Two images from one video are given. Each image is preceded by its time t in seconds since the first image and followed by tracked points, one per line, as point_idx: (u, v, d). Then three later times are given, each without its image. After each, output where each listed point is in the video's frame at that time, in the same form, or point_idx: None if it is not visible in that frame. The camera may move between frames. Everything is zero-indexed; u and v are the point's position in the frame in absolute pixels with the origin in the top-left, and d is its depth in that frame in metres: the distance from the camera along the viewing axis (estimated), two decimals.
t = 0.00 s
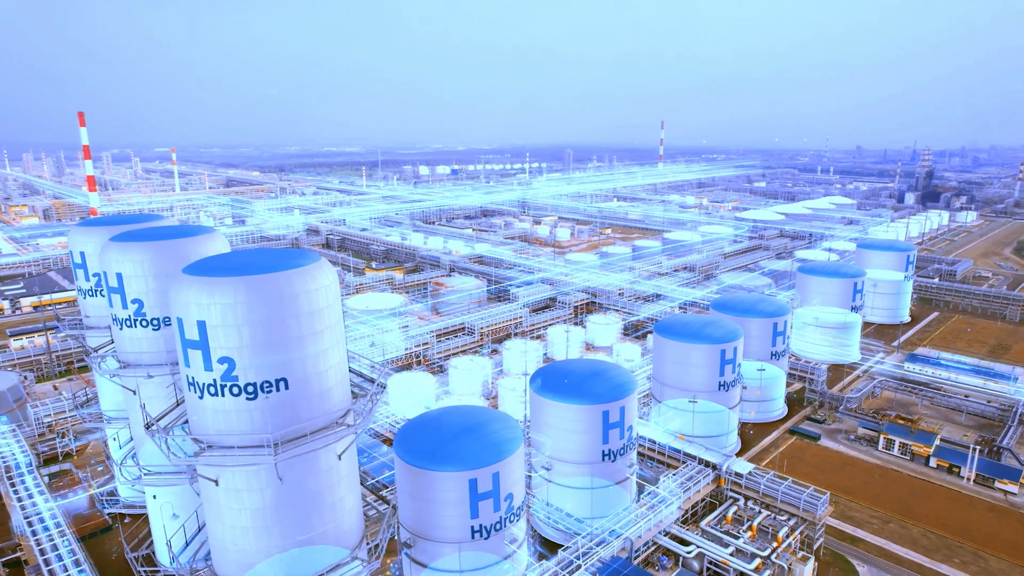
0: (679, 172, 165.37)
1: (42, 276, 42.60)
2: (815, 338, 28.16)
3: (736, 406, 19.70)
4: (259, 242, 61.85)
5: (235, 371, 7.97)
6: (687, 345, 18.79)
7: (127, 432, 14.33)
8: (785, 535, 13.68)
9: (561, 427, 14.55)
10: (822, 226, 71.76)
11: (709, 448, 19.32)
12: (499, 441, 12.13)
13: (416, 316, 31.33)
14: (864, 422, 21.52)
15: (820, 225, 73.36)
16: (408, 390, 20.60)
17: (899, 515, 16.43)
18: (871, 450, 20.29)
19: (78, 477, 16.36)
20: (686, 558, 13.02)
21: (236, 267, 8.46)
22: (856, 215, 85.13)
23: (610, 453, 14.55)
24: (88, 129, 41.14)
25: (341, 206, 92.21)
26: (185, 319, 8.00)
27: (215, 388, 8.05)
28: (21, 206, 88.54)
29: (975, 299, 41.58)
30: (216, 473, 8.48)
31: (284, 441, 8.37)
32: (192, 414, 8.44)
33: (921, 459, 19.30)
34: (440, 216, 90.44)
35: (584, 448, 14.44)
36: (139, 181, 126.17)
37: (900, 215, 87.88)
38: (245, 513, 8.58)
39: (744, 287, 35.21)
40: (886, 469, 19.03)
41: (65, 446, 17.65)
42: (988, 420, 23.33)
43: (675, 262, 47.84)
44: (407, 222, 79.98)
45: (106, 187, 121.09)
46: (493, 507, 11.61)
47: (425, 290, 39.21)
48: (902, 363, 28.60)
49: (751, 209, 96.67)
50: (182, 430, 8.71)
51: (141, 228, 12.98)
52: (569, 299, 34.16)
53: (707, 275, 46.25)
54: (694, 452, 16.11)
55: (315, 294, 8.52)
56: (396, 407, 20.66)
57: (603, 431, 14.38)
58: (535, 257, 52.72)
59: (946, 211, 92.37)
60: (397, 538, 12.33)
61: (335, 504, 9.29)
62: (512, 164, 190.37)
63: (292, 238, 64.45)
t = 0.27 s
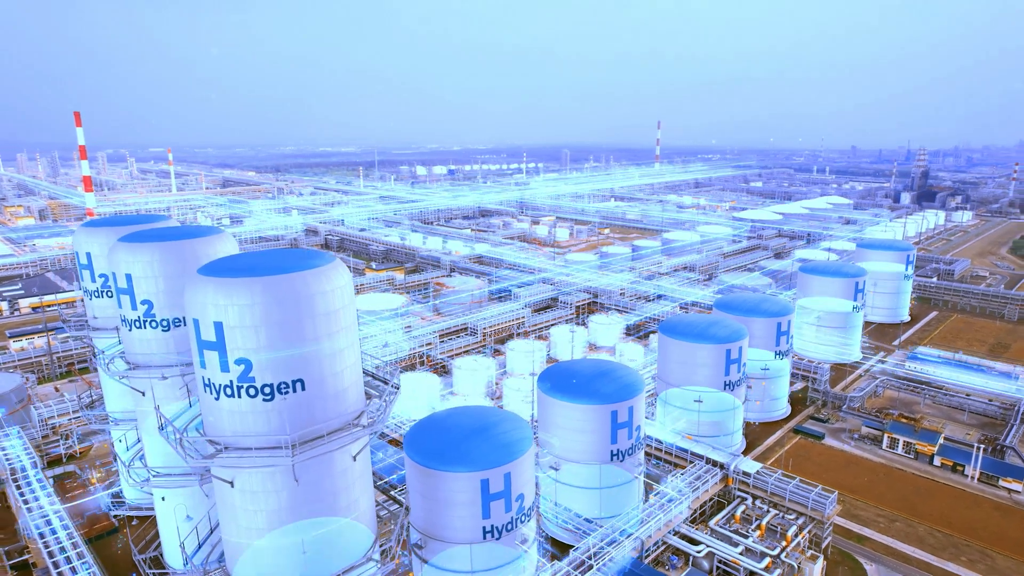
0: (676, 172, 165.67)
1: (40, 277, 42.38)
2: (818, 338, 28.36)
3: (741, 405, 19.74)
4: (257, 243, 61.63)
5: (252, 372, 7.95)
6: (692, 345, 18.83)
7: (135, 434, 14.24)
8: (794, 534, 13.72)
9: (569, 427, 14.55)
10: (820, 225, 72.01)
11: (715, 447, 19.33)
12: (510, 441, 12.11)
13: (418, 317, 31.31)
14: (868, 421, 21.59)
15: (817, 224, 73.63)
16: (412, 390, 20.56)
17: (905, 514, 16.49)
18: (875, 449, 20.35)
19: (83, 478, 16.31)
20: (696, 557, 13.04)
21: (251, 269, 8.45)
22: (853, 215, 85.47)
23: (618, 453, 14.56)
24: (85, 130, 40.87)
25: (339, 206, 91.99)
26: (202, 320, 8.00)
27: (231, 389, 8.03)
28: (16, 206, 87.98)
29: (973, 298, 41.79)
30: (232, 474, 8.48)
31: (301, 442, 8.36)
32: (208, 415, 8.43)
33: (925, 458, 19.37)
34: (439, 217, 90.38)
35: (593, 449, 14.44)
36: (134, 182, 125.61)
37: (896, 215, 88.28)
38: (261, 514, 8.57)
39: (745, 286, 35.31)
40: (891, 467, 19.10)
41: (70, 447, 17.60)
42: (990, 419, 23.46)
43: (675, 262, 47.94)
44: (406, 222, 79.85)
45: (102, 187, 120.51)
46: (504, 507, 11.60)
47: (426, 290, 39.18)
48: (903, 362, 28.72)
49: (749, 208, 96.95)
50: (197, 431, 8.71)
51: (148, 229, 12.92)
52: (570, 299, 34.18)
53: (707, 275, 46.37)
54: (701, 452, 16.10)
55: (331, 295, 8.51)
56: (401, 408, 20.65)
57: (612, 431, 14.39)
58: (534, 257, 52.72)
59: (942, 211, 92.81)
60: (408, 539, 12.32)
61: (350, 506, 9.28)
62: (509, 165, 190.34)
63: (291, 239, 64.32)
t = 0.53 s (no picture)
0: (673, 172, 165.97)
1: (37, 278, 42.13)
2: (820, 338, 28.56)
3: (744, 405, 19.72)
4: (256, 243, 61.44)
5: (264, 373, 7.93)
6: (696, 345, 18.83)
7: (140, 435, 14.16)
8: (800, 533, 13.75)
9: (575, 427, 14.55)
10: (818, 225, 72.23)
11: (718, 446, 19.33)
12: (518, 441, 12.10)
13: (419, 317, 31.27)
14: (869, 420, 21.67)
15: (815, 224, 73.86)
16: (416, 390, 20.56)
17: (909, 512, 16.56)
18: (878, 448, 20.42)
19: (87, 480, 16.24)
20: (703, 557, 13.07)
21: (262, 269, 8.42)
22: (851, 215, 85.75)
23: (625, 453, 14.57)
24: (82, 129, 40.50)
25: (336, 206, 91.80)
26: (215, 321, 7.97)
27: (244, 390, 8.00)
28: (11, 206, 87.42)
29: (972, 298, 41.97)
30: (244, 475, 8.45)
31: (313, 443, 8.33)
32: (219, 417, 8.41)
33: (927, 457, 19.45)
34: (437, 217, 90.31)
35: (599, 448, 14.45)
36: (130, 182, 125.10)
37: (893, 215, 88.61)
38: (273, 516, 8.55)
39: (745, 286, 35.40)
40: (893, 466, 19.18)
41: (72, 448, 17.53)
42: (991, 417, 23.55)
43: (674, 261, 48.03)
44: (404, 222, 79.74)
45: (98, 187, 119.92)
46: (513, 507, 11.59)
47: (426, 290, 39.12)
48: (903, 361, 28.83)
49: (746, 208, 97.17)
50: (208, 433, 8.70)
51: (153, 229, 12.87)
52: (571, 299, 34.19)
53: (706, 274, 46.48)
54: (706, 451, 16.12)
55: (342, 295, 8.48)
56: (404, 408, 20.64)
57: (618, 431, 14.39)
58: (533, 257, 52.71)
59: (938, 211, 93.21)
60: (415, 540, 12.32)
61: (362, 507, 9.27)
62: (506, 164, 190.35)
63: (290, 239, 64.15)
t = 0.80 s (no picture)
0: (670, 172, 166.28)
1: (34, 279, 41.86)
2: (820, 338, 28.69)
3: (747, 404, 19.72)
4: (254, 244, 61.26)
5: (278, 374, 7.90)
6: (699, 344, 18.84)
7: (145, 437, 14.07)
8: (807, 532, 13.78)
9: (581, 427, 14.56)
10: (815, 225, 72.48)
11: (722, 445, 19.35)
12: (526, 441, 12.10)
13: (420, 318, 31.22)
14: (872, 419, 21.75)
15: (812, 224, 74.15)
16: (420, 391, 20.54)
17: (913, 511, 16.62)
18: (880, 447, 20.48)
19: (90, 483, 16.15)
20: (711, 556, 13.10)
21: (275, 270, 8.39)
22: (847, 215, 86.09)
23: (631, 453, 14.57)
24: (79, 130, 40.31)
25: (334, 207, 91.59)
26: (228, 322, 7.95)
27: (257, 391, 7.97)
28: (6, 207, 86.85)
29: (969, 297, 42.18)
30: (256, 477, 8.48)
31: (327, 445, 8.30)
32: (232, 418, 8.38)
33: (930, 455, 19.53)
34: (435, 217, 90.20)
35: (606, 449, 14.45)
36: (126, 183, 124.51)
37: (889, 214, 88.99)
38: (286, 517, 8.60)
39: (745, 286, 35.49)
40: (896, 465, 19.25)
41: (75, 450, 17.46)
42: (991, 416, 23.66)
43: (674, 261, 48.12)
44: (402, 222, 79.63)
45: (93, 188, 119.28)
46: (522, 508, 11.58)
47: (427, 291, 39.06)
48: (903, 360, 28.93)
49: (744, 208, 97.42)
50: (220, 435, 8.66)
51: (159, 230, 12.82)
52: (572, 299, 34.19)
53: (705, 274, 46.59)
54: (712, 451, 16.14)
55: (355, 296, 8.46)
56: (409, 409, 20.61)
57: (625, 431, 14.39)
58: (532, 257, 52.70)
59: (934, 211, 93.66)
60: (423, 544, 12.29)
61: (376, 506, 9.25)
62: (503, 165, 190.37)
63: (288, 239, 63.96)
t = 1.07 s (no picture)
0: (667, 172, 166.56)
1: (32, 280, 41.70)
2: (820, 337, 28.80)
3: (750, 404, 19.75)
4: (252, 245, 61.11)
5: (290, 375, 7.88)
6: (703, 344, 18.86)
7: (150, 438, 14.01)
8: (812, 531, 13.83)
9: (586, 427, 14.57)
10: (812, 225, 72.71)
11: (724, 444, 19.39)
12: (534, 441, 12.10)
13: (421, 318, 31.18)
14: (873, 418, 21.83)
15: (809, 223, 74.40)
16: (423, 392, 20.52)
17: (916, 509, 16.68)
18: (881, 445, 20.58)
19: (92, 485, 16.06)
20: (718, 555, 13.13)
21: (286, 270, 8.37)
22: (844, 214, 86.44)
23: (637, 452, 14.58)
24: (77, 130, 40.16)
25: (332, 207, 91.40)
26: (240, 322, 7.93)
27: (269, 392, 7.95)
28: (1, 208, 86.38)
29: (967, 296, 42.37)
30: (268, 479, 8.44)
31: (339, 446, 8.28)
32: (243, 419, 8.35)
33: (932, 454, 19.61)
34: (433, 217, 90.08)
35: (611, 449, 14.47)
36: (122, 183, 123.95)
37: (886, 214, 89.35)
38: (296, 519, 8.49)
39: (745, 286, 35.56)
40: (898, 463, 19.33)
41: (77, 453, 17.37)
42: (992, 414, 23.77)
43: (673, 261, 48.20)
44: (400, 222, 79.52)
45: (89, 189, 118.71)
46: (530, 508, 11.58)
47: (427, 291, 39.03)
48: (903, 359, 29.05)
49: (741, 207, 97.65)
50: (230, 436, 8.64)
51: (164, 230, 12.77)
52: (573, 299, 34.21)
53: (704, 274, 46.69)
54: (716, 450, 16.17)
55: (366, 296, 8.44)
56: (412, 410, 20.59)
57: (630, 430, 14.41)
58: (531, 257, 52.69)
59: (929, 210, 94.07)
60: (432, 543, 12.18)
61: (386, 507, 9.24)
62: (500, 165, 190.39)
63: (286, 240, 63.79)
